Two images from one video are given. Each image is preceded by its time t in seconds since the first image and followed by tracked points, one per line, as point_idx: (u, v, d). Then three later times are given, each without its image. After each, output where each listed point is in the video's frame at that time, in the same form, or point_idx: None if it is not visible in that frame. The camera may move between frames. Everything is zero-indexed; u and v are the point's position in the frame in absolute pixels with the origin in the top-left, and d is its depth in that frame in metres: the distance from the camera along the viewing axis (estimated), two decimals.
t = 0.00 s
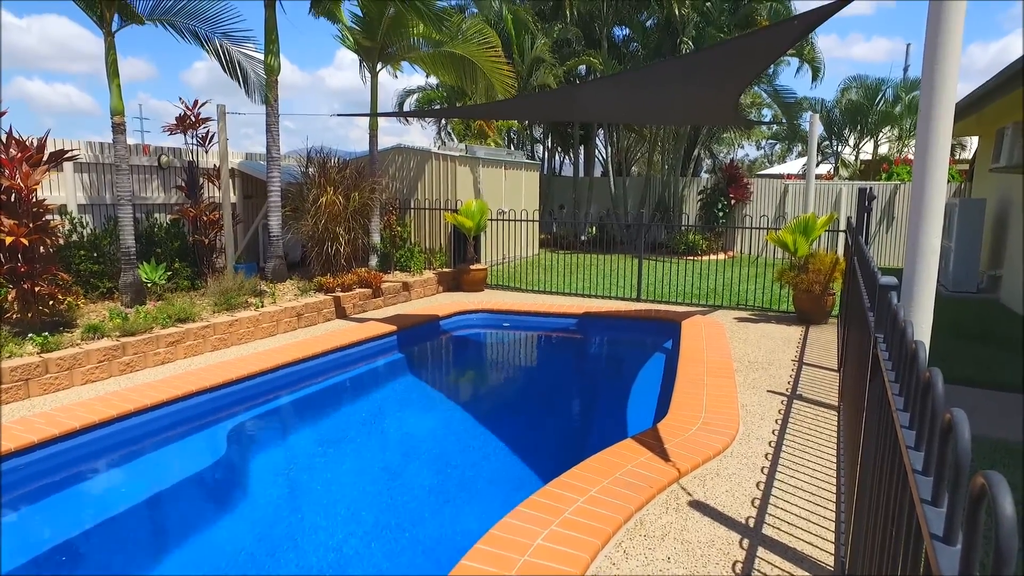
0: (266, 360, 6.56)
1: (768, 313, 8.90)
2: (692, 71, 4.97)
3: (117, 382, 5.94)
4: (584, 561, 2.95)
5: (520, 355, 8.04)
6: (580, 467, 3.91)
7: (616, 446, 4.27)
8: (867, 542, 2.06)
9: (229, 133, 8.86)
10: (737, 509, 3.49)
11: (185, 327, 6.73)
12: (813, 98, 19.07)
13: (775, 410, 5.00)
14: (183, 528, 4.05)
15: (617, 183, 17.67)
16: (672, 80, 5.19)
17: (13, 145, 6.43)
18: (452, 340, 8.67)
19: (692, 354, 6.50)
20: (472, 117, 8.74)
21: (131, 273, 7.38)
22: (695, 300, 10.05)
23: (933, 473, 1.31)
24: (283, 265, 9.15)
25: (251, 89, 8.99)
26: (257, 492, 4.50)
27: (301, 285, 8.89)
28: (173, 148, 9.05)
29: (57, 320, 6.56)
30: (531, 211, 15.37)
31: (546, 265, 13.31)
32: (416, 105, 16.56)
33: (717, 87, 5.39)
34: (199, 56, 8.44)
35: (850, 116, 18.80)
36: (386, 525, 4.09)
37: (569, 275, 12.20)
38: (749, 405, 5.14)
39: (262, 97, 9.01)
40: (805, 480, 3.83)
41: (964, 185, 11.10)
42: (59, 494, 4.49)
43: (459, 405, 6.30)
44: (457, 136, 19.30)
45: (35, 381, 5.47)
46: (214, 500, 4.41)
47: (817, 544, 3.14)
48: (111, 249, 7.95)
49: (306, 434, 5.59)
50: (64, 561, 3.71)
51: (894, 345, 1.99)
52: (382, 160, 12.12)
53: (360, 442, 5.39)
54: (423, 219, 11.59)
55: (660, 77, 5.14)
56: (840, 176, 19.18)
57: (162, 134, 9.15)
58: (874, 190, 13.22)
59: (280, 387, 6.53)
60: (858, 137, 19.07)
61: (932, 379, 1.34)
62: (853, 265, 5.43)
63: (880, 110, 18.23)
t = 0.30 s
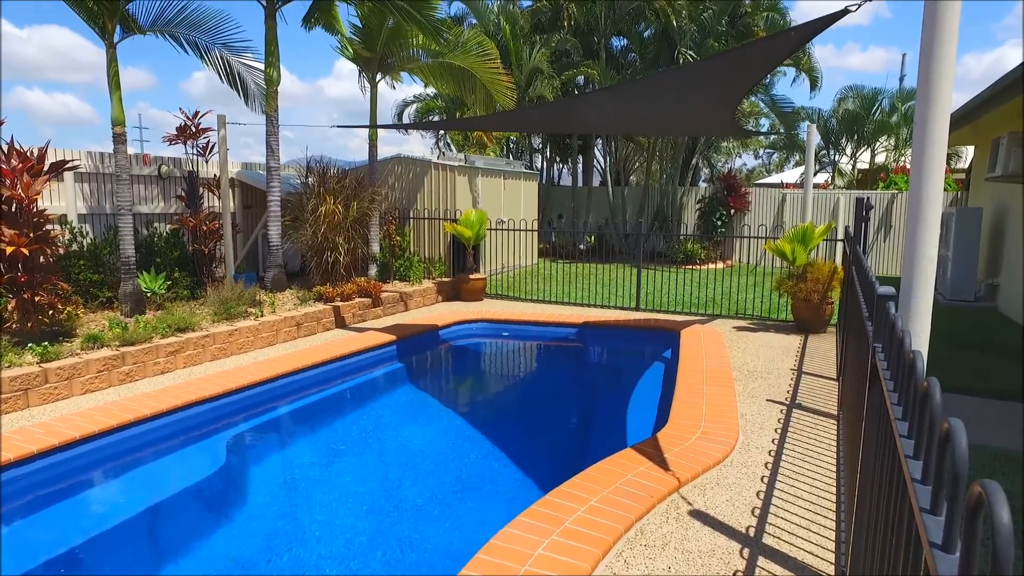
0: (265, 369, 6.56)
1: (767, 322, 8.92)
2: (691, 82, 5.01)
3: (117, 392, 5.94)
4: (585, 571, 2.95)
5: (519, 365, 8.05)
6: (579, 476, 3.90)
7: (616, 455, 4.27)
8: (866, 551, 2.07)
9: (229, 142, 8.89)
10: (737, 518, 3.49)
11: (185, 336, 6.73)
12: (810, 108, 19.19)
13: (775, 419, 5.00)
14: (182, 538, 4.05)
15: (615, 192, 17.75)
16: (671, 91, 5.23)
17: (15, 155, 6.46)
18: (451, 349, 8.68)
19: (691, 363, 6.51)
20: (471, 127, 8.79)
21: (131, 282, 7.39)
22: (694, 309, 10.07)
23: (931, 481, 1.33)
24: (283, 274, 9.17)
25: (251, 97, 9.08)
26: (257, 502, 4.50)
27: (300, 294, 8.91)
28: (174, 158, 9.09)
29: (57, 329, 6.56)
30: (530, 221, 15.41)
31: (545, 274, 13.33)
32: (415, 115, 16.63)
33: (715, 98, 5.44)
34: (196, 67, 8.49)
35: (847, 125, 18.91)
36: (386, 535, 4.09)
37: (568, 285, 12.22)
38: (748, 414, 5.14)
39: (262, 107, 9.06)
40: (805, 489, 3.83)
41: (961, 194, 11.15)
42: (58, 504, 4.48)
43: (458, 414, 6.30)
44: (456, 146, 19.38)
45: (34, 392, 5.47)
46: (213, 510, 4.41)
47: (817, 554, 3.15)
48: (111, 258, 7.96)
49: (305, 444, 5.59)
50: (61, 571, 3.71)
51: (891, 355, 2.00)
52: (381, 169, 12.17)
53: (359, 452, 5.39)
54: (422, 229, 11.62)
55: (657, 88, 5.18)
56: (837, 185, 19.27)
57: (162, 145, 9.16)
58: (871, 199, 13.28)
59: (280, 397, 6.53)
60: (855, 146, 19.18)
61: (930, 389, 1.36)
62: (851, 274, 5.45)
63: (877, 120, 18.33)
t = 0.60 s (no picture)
0: (265, 382, 6.58)
1: (765, 334, 8.95)
2: (687, 97, 5.07)
3: (116, 405, 5.95)
4: None
5: (517, 377, 8.07)
6: (578, 490, 3.91)
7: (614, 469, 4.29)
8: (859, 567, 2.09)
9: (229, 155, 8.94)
10: (734, 532, 3.50)
11: (185, 349, 6.75)
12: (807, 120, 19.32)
13: (772, 432, 5.02)
14: (181, 552, 4.05)
15: (614, 204, 17.82)
16: (668, 106, 5.29)
17: (16, 168, 6.50)
18: (450, 361, 8.69)
19: (689, 376, 6.53)
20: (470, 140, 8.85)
21: (131, 295, 7.41)
22: (692, 321, 10.10)
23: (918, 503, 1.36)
24: (282, 286, 9.20)
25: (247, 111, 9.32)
26: (256, 515, 4.51)
27: (299, 306, 8.93)
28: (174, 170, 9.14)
29: (57, 342, 6.58)
30: (529, 233, 15.46)
31: (543, 286, 13.36)
32: (414, 127, 16.71)
33: (713, 113, 5.50)
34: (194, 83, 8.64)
35: (843, 137, 19.03)
36: (385, 549, 4.10)
37: (566, 297, 12.25)
38: (745, 428, 5.16)
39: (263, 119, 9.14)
40: (802, 503, 3.84)
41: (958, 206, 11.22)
42: (55, 519, 4.49)
43: (458, 427, 6.32)
44: (455, 159, 19.46)
45: (33, 405, 5.48)
46: (212, 523, 4.42)
47: (814, 569, 3.16)
48: (112, 271, 8.00)
49: (305, 457, 5.60)
50: None
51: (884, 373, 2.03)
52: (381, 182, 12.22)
53: (359, 465, 5.40)
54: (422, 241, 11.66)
55: (654, 103, 5.24)
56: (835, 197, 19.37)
57: (162, 158, 9.19)
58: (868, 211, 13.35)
59: (279, 409, 6.55)
60: (852, 158, 19.30)
61: (915, 412, 1.39)
62: (847, 287, 5.48)
63: (873, 132, 18.46)
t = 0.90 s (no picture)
0: (263, 394, 6.58)
1: (762, 345, 8.98)
2: (683, 111, 5.12)
3: (114, 417, 5.96)
4: None
5: (515, 388, 8.08)
6: (575, 504, 3.93)
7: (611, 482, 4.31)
8: None
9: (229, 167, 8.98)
10: (730, 546, 3.51)
11: (183, 361, 6.77)
12: (805, 130, 19.42)
13: (769, 445, 5.03)
14: (178, 564, 4.06)
15: (612, 215, 17.87)
16: (664, 120, 5.34)
17: (17, 181, 6.53)
18: (448, 373, 8.70)
19: (686, 388, 6.55)
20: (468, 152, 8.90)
21: (130, 306, 7.43)
22: (690, 331, 10.12)
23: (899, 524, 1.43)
24: (281, 297, 9.22)
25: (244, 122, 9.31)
26: (253, 528, 4.51)
27: (298, 318, 8.95)
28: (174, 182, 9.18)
29: (55, 353, 6.60)
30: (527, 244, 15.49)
31: (541, 297, 13.41)
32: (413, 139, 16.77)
33: (710, 126, 5.54)
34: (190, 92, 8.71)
35: (841, 148, 19.13)
36: (383, 561, 4.11)
37: (564, 308, 12.28)
38: (742, 440, 5.17)
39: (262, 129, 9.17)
40: (798, 516, 3.85)
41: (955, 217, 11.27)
42: (52, 532, 4.48)
43: (456, 438, 6.33)
44: (454, 169, 19.54)
45: (31, 417, 5.48)
46: (210, 535, 4.43)
47: None
48: (111, 282, 8.02)
49: (303, 469, 5.61)
50: None
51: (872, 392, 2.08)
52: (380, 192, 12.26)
53: (357, 477, 5.41)
54: (421, 252, 11.71)
55: (650, 116, 5.28)
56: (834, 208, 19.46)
57: (162, 169, 9.26)
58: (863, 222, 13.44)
59: (277, 421, 6.56)
60: (850, 168, 19.39)
61: (897, 435, 1.46)
62: (842, 299, 5.51)
63: (870, 143, 18.56)
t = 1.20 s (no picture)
0: (261, 404, 6.57)
1: (760, 354, 8.99)
2: (679, 121, 5.15)
3: (111, 427, 5.95)
4: None
5: (514, 397, 8.08)
6: (572, 513, 3.93)
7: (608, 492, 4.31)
8: None
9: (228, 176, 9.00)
10: (726, 556, 3.51)
11: (181, 370, 6.77)
12: (802, 139, 19.50)
13: (766, 454, 5.03)
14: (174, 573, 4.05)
15: (610, 223, 17.91)
16: (660, 130, 5.39)
17: (16, 192, 6.50)
18: (446, 382, 8.70)
19: (684, 397, 6.55)
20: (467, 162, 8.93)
21: (128, 315, 7.43)
22: (688, 340, 10.12)
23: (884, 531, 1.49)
24: (279, 306, 9.22)
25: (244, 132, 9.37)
26: (251, 537, 4.51)
27: (296, 326, 8.96)
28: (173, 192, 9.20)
29: (53, 362, 6.60)
30: (526, 252, 15.50)
31: (539, 305, 13.43)
32: (412, 148, 16.81)
33: (706, 136, 5.57)
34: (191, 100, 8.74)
35: (838, 157, 19.20)
36: (380, 570, 4.11)
37: (562, 316, 12.29)
38: (739, 450, 5.17)
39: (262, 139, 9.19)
40: (794, 526, 3.85)
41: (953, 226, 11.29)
42: (48, 543, 4.48)
43: (454, 448, 6.33)
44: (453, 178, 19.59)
45: (28, 427, 5.48)
46: (207, 545, 4.42)
47: None
48: (109, 291, 8.03)
49: (301, 478, 5.61)
50: None
51: (864, 403, 2.12)
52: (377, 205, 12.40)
53: (355, 486, 5.41)
54: (419, 261, 11.74)
55: (646, 128, 5.31)
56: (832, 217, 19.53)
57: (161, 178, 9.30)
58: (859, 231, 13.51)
59: (276, 430, 6.57)
60: (847, 177, 19.47)
61: (886, 447, 1.53)
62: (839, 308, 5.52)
63: (868, 152, 18.63)
